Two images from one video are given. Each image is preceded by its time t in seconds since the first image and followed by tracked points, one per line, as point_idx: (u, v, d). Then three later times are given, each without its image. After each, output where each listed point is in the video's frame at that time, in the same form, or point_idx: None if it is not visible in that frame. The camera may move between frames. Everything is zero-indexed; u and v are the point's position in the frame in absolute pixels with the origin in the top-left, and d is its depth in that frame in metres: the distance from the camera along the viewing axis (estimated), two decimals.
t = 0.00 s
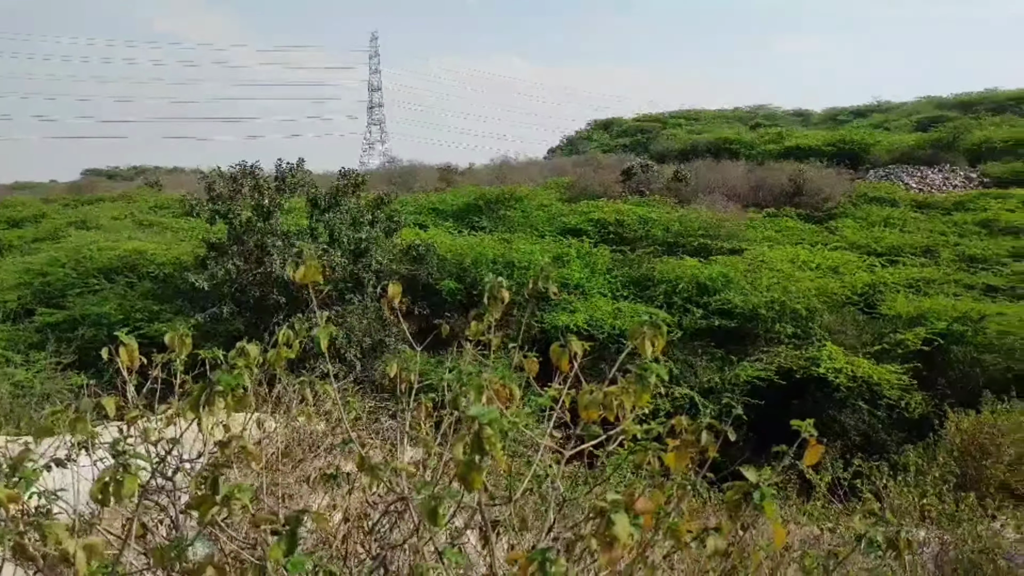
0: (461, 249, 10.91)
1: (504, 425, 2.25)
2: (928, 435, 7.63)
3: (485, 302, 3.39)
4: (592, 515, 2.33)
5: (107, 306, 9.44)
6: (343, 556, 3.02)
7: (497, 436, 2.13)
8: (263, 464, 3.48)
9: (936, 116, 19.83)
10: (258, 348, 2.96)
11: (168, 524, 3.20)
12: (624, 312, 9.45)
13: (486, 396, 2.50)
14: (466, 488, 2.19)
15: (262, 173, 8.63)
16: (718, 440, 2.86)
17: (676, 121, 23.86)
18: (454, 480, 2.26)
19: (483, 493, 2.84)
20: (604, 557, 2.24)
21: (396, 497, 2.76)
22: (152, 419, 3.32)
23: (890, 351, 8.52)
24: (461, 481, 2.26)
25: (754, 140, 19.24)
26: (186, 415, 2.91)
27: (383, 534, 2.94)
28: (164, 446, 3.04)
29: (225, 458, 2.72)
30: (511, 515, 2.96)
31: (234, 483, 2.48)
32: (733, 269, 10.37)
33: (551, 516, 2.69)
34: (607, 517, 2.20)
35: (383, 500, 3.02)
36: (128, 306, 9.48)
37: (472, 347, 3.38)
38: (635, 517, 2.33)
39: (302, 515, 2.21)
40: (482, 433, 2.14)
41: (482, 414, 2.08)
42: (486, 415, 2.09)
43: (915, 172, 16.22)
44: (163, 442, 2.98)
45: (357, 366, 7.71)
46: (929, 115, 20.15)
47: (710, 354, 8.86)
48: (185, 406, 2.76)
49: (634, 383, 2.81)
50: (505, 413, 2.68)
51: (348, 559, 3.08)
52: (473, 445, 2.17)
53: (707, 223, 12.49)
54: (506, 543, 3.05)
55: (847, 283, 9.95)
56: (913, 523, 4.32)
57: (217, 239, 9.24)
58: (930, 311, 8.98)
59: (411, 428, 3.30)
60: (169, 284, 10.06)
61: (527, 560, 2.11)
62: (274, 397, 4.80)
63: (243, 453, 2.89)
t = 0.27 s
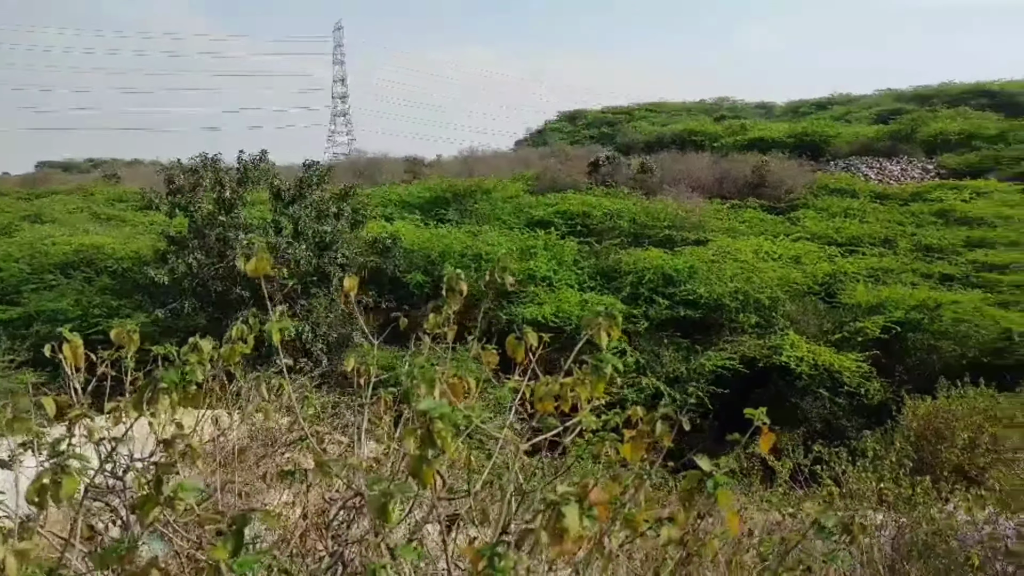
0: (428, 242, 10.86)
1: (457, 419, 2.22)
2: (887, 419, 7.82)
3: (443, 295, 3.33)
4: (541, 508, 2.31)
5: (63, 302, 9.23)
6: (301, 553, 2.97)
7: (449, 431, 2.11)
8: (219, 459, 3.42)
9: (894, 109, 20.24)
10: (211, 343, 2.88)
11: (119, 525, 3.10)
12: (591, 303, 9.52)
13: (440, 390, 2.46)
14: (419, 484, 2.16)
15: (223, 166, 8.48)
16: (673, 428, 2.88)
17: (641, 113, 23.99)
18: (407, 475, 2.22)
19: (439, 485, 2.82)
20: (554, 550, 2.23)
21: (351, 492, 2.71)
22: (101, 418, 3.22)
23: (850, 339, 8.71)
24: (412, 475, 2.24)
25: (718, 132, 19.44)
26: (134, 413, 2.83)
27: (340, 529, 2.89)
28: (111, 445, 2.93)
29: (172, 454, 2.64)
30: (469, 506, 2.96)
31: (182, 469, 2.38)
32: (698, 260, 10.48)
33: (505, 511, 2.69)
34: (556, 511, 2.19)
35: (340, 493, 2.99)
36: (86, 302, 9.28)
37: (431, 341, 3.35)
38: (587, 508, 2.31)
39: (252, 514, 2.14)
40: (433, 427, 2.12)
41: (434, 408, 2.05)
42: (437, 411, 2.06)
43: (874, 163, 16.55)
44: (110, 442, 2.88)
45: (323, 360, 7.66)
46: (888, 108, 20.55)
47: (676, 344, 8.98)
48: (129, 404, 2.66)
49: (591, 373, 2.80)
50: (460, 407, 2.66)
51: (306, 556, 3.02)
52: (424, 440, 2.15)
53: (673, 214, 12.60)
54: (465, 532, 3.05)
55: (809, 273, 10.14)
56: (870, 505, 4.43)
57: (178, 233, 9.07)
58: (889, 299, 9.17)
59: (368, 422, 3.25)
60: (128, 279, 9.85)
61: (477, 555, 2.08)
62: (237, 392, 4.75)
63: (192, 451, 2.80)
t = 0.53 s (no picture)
0: (387, 241, 10.78)
1: (392, 424, 2.09)
2: (836, 416, 8.05)
3: (387, 296, 3.25)
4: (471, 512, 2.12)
5: (6, 304, 8.96)
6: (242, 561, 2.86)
7: (381, 437, 1.99)
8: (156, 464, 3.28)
9: (844, 112, 20.77)
10: (146, 347, 2.74)
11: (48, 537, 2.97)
12: (550, 302, 9.57)
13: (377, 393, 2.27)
14: (352, 491, 2.08)
15: (174, 164, 8.25)
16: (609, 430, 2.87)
17: (600, 113, 24.18)
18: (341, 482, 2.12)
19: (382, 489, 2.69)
20: (483, 558, 2.03)
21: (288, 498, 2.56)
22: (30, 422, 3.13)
23: (801, 337, 8.91)
24: (345, 483, 2.12)
25: (675, 133, 19.71)
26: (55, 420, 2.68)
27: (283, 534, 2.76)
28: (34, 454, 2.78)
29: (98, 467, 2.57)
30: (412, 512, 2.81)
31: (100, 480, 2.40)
32: (654, 259, 10.61)
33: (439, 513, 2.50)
34: (485, 516, 1.99)
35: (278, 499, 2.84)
36: (30, 306, 9.05)
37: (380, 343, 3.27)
38: (524, 513, 2.26)
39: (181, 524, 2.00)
40: (366, 433, 1.99)
41: (363, 414, 1.91)
42: (367, 416, 1.92)
43: (825, 165, 16.96)
44: (32, 451, 2.73)
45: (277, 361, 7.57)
46: (838, 110, 21.08)
47: (633, 342, 9.10)
48: (51, 412, 2.66)
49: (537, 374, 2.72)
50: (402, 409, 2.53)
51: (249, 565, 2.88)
52: (356, 447, 2.02)
53: (631, 214, 12.73)
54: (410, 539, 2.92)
55: (762, 272, 10.34)
56: (819, 498, 4.52)
57: (126, 232, 8.84)
58: (839, 297, 9.40)
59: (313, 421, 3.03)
60: (74, 279, 9.58)
61: (407, 564, 1.98)
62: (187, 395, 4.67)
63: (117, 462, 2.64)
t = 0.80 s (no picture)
0: (350, 236, 10.68)
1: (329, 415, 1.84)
2: (796, 408, 8.20)
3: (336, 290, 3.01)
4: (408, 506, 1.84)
5: None
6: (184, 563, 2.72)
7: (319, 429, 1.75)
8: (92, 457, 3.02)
9: (803, 112, 21.16)
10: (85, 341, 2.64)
11: None
12: (515, 297, 9.57)
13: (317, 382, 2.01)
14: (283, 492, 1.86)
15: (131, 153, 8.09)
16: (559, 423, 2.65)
17: (567, 109, 24.27)
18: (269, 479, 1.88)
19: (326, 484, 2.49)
20: (419, 558, 1.75)
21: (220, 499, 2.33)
22: None
23: (761, 332, 9.06)
24: (278, 481, 1.88)
25: (641, 130, 19.86)
26: None
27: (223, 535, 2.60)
28: None
29: (22, 468, 2.41)
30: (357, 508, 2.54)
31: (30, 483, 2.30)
32: (619, 255, 10.67)
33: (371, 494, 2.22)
34: (420, 511, 1.71)
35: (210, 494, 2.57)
36: None
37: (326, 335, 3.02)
38: (466, 508, 2.04)
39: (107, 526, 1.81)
40: (301, 426, 1.74)
41: (293, 407, 1.65)
42: (299, 409, 1.66)
43: (786, 163, 17.25)
44: None
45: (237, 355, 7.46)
46: (799, 111, 21.47)
47: (597, 337, 9.15)
48: None
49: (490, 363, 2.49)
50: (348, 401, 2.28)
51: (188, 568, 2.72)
52: (289, 442, 1.77)
53: (596, 210, 12.78)
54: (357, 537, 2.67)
55: (724, 268, 10.47)
56: (775, 490, 4.57)
57: (81, 223, 8.61)
58: (797, 294, 9.57)
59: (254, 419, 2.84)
60: (27, 272, 9.32)
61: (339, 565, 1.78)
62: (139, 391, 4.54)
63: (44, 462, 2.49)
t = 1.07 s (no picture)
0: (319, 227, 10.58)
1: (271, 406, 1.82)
2: (759, 400, 8.34)
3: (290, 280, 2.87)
4: (349, 500, 1.82)
5: None
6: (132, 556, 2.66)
7: (260, 421, 1.72)
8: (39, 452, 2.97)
9: (772, 108, 21.40)
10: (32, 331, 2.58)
11: None
12: (485, 289, 9.57)
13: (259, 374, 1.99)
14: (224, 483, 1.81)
15: (92, 139, 7.91)
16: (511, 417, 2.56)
17: (539, 102, 24.26)
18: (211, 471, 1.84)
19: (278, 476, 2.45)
20: (359, 550, 1.74)
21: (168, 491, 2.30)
22: None
23: (727, 325, 9.19)
24: (218, 473, 1.84)
25: (612, 124, 19.92)
26: None
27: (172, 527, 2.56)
28: None
29: None
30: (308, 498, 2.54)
31: None
32: (588, 249, 10.72)
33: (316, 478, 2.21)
34: (360, 505, 1.69)
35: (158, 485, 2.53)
36: None
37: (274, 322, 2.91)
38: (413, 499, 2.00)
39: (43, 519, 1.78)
40: (239, 418, 1.72)
41: (232, 399, 1.63)
42: (239, 402, 1.65)
43: (754, 159, 17.45)
44: None
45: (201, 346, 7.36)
46: (767, 107, 21.70)
47: (566, 330, 9.20)
48: None
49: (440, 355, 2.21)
50: (294, 395, 2.26)
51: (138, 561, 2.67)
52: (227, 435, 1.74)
53: (567, 203, 12.79)
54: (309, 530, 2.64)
55: (692, 262, 10.58)
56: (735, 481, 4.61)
57: (39, 209, 8.38)
58: (763, 288, 9.70)
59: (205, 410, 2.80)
60: None
61: (279, 557, 1.75)
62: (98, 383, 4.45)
63: None
